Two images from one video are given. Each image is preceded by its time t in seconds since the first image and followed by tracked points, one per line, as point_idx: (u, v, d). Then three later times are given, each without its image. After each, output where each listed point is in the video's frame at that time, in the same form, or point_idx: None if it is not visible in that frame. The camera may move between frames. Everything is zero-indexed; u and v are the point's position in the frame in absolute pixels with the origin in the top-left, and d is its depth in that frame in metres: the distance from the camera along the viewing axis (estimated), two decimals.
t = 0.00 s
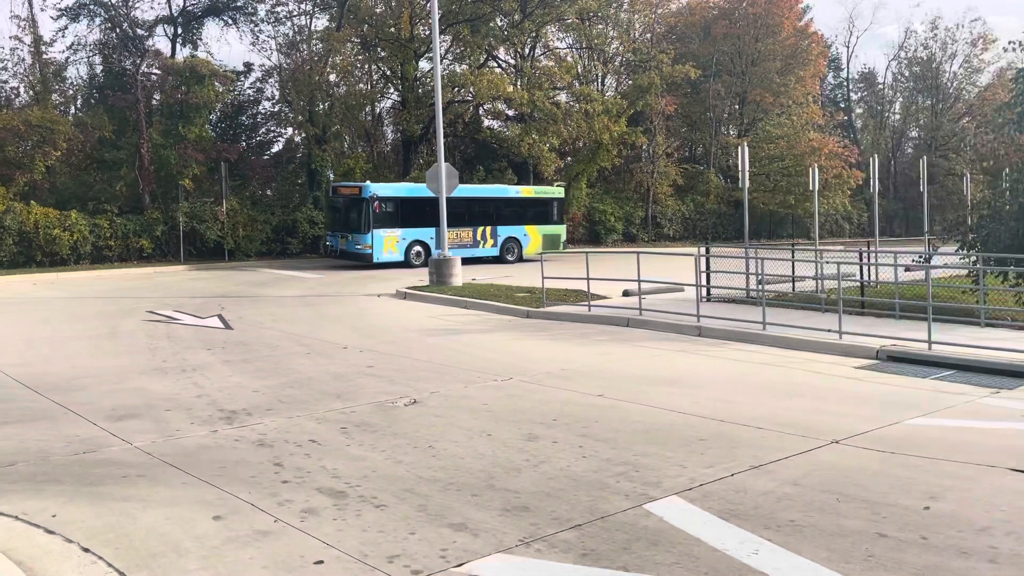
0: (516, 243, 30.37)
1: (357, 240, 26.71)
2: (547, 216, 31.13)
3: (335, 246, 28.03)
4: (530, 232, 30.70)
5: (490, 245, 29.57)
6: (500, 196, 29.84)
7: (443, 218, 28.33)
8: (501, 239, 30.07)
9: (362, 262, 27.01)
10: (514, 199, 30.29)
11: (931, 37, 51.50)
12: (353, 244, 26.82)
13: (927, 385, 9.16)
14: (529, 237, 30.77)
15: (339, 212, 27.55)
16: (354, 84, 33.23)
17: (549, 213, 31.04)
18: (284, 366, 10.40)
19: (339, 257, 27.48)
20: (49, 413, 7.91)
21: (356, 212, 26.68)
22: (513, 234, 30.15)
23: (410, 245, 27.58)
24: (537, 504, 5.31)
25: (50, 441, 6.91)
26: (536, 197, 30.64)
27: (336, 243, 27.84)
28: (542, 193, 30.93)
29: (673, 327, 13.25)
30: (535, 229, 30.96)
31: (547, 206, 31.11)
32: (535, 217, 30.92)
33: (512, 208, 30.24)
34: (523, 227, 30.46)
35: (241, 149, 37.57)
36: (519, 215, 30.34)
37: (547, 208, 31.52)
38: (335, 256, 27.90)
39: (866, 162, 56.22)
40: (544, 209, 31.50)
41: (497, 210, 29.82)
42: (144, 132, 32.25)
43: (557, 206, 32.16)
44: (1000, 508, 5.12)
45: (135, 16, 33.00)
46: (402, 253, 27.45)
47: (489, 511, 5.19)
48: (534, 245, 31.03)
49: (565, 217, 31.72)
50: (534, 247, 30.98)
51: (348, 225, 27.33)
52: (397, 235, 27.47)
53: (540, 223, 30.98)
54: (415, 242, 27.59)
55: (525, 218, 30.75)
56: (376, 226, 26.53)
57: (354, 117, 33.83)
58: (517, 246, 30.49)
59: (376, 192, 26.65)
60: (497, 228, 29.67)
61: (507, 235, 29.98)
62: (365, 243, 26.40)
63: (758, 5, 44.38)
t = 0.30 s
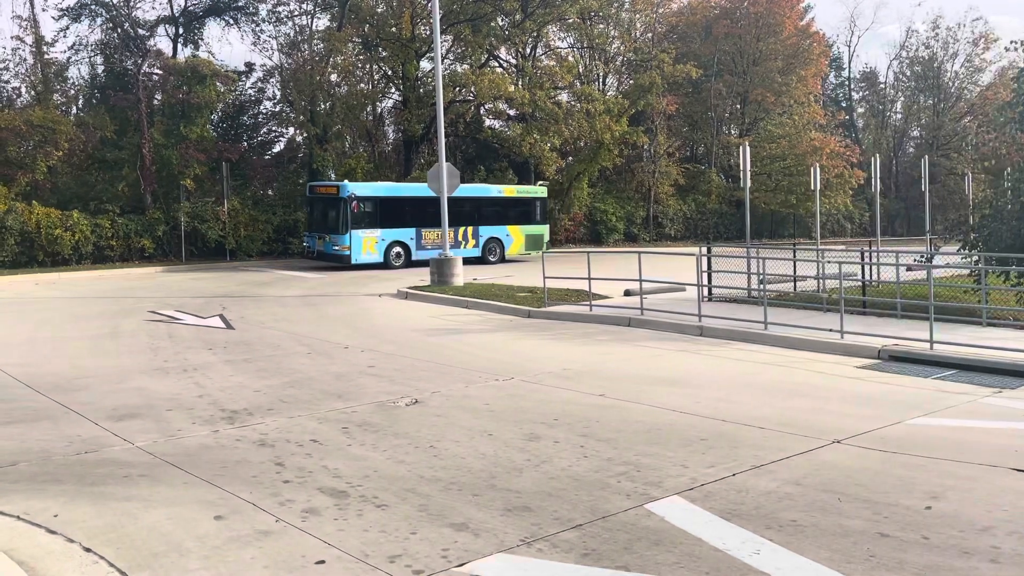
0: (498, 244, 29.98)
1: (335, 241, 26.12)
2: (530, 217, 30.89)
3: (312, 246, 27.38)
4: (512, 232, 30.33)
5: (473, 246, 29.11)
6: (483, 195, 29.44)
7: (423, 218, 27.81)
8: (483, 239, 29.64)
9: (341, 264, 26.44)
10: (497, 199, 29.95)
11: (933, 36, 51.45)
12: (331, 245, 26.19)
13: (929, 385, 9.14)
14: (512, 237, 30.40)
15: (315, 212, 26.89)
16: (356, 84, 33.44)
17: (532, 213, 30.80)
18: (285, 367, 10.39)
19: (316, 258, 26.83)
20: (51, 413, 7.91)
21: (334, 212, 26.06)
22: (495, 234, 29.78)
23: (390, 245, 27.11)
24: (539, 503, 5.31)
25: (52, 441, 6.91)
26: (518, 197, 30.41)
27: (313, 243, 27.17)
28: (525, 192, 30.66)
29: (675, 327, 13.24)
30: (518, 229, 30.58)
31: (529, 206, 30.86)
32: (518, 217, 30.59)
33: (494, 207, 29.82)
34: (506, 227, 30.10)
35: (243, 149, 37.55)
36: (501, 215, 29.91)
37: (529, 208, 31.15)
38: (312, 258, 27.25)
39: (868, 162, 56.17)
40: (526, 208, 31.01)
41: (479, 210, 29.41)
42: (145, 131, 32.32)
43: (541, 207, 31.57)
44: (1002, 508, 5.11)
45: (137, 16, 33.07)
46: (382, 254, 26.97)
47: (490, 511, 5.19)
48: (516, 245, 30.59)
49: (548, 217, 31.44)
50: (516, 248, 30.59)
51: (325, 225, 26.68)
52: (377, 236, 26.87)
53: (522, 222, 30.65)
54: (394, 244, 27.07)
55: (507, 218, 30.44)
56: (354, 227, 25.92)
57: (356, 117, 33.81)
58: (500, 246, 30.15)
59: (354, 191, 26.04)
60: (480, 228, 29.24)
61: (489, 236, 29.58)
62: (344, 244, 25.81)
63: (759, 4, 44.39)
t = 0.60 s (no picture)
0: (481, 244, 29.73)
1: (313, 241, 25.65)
2: (514, 218, 30.79)
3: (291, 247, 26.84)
4: (495, 232, 30.08)
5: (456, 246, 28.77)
6: (467, 195, 29.15)
7: (405, 217, 27.46)
8: (466, 240, 29.38)
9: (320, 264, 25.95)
10: (480, 199, 29.78)
11: (935, 36, 51.40)
12: (310, 246, 25.69)
13: (932, 384, 9.12)
14: (495, 237, 30.17)
15: (295, 211, 26.42)
16: (358, 84, 33.42)
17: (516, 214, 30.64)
18: (288, 366, 10.40)
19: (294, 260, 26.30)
20: (54, 413, 7.92)
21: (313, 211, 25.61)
22: (478, 234, 29.54)
23: (371, 246, 26.68)
24: (541, 504, 5.31)
25: (55, 441, 6.93)
26: (502, 197, 30.26)
27: (291, 244, 26.62)
28: (508, 193, 30.54)
29: (677, 326, 13.24)
30: (501, 230, 30.34)
31: (513, 207, 30.73)
32: (501, 218, 30.42)
33: (478, 207, 29.61)
34: (489, 227, 29.86)
35: (244, 149, 37.54)
36: (484, 215, 29.74)
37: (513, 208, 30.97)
38: (290, 259, 26.68)
39: (870, 162, 56.12)
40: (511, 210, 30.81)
41: (461, 211, 29.11)
42: (147, 132, 32.37)
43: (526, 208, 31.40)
44: (1005, 508, 5.11)
45: (139, 16, 33.13)
46: (362, 254, 26.57)
47: (493, 510, 5.20)
48: (499, 245, 30.34)
49: (532, 217, 31.31)
50: (500, 248, 30.37)
51: (304, 224, 26.21)
52: (357, 236, 26.43)
53: (505, 222, 30.45)
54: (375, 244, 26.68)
55: (490, 219, 30.26)
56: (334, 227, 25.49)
57: (357, 117, 34.01)
58: (483, 247, 29.89)
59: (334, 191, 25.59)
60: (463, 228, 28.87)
61: (473, 236, 29.36)
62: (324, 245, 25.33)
63: (761, 4, 44.39)
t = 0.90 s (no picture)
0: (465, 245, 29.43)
1: (292, 241, 24.92)
2: (498, 217, 30.63)
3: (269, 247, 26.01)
4: (479, 233, 29.82)
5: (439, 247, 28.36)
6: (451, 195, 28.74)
7: (388, 217, 26.97)
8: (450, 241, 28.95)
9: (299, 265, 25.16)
10: (463, 199, 29.48)
11: (937, 36, 51.32)
12: (290, 246, 24.91)
13: (934, 385, 9.11)
14: (480, 237, 29.95)
15: (272, 211, 25.64)
16: (360, 84, 33.33)
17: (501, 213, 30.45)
18: (290, 367, 10.40)
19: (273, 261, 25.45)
20: (57, 413, 7.93)
21: (291, 211, 24.89)
22: (462, 234, 29.18)
23: (353, 246, 26.14)
24: (544, 504, 5.31)
25: (58, 441, 6.94)
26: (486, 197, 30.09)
27: (270, 244, 25.81)
28: (491, 192, 30.38)
29: (679, 327, 13.23)
30: (486, 231, 30.11)
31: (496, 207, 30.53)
32: (485, 218, 30.13)
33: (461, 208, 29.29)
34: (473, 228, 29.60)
35: (246, 150, 37.55)
36: (468, 215, 29.44)
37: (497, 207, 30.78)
38: (268, 260, 25.83)
39: (872, 162, 56.03)
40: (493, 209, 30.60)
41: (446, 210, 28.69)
42: (150, 132, 32.45)
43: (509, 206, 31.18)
44: (1008, 509, 5.09)
45: (141, 17, 33.22)
46: (343, 255, 26.00)
47: (495, 510, 5.20)
48: (483, 247, 30.03)
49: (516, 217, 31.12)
50: (484, 249, 30.13)
51: (282, 225, 25.45)
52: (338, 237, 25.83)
53: (488, 223, 30.19)
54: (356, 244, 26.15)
55: (474, 219, 29.94)
56: (314, 227, 24.82)
57: (360, 117, 33.99)
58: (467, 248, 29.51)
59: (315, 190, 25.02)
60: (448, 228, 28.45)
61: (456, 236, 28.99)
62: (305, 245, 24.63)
63: (763, 4, 44.32)
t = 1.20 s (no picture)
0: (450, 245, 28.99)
1: (274, 241, 24.24)
2: (482, 217, 30.25)
3: (249, 248, 25.27)
4: (464, 233, 29.44)
5: (423, 248, 27.86)
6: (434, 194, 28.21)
7: (372, 217, 26.41)
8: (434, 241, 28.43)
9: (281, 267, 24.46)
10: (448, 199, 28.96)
11: (940, 36, 51.22)
12: (271, 247, 24.20)
13: (937, 385, 9.10)
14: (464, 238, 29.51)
15: (252, 211, 24.92)
16: (363, 84, 33.32)
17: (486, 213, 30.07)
18: (292, 367, 10.41)
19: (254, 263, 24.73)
20: (60, 413, 7.95)
21: (273, 211, 24.22)
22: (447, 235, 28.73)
23: (337, 247, 25.55)
24: (546, 504, 5.31)
25: (61, 441, 6.94)
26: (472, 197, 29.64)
27: (250, 245, 25.07)
28: (477, 192, 30.01)
29: (681, 326, 13.23)
30: (471, 231, 29.72)
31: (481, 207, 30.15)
32: (470, 217, 29.72)
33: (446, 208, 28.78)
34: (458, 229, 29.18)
35: (249, 150, 37.59)
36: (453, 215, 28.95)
37: (481, 207, 30.39)
38: (248, 262, 25.09)
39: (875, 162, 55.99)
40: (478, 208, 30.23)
41: (430, 210, 28.18)
42: (153, 132, 32.57)
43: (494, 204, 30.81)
44: (1011, 509, 5.08)
45: (144, 18, 33.34)
46: (327, 256, 25.41)
47: (498, 510, 5.20)
48: (467, 246, 29.61)
49: (500, 217, 30.78)
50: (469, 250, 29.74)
51: (263, 225, 24.74)
52: (321, 238, 25.23)
53: (474, 223, 29.81)
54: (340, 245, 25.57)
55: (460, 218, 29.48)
56: (297, 227, 24.19)
57: (362, 117, 33.98)
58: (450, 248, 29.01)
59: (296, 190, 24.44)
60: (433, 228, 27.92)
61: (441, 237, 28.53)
62: (288, 246, 23.96)
63: (766, 3, 44.28)
